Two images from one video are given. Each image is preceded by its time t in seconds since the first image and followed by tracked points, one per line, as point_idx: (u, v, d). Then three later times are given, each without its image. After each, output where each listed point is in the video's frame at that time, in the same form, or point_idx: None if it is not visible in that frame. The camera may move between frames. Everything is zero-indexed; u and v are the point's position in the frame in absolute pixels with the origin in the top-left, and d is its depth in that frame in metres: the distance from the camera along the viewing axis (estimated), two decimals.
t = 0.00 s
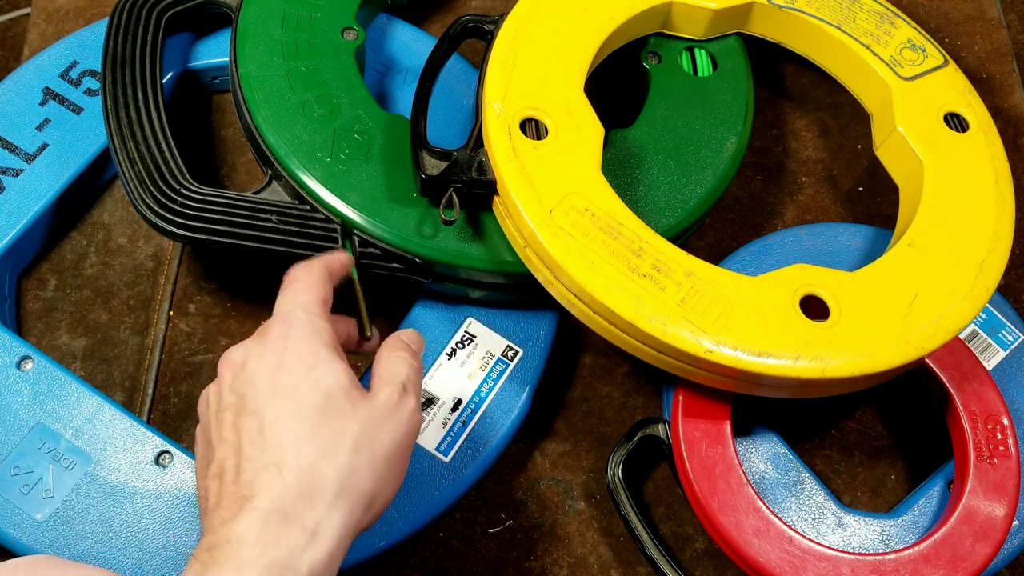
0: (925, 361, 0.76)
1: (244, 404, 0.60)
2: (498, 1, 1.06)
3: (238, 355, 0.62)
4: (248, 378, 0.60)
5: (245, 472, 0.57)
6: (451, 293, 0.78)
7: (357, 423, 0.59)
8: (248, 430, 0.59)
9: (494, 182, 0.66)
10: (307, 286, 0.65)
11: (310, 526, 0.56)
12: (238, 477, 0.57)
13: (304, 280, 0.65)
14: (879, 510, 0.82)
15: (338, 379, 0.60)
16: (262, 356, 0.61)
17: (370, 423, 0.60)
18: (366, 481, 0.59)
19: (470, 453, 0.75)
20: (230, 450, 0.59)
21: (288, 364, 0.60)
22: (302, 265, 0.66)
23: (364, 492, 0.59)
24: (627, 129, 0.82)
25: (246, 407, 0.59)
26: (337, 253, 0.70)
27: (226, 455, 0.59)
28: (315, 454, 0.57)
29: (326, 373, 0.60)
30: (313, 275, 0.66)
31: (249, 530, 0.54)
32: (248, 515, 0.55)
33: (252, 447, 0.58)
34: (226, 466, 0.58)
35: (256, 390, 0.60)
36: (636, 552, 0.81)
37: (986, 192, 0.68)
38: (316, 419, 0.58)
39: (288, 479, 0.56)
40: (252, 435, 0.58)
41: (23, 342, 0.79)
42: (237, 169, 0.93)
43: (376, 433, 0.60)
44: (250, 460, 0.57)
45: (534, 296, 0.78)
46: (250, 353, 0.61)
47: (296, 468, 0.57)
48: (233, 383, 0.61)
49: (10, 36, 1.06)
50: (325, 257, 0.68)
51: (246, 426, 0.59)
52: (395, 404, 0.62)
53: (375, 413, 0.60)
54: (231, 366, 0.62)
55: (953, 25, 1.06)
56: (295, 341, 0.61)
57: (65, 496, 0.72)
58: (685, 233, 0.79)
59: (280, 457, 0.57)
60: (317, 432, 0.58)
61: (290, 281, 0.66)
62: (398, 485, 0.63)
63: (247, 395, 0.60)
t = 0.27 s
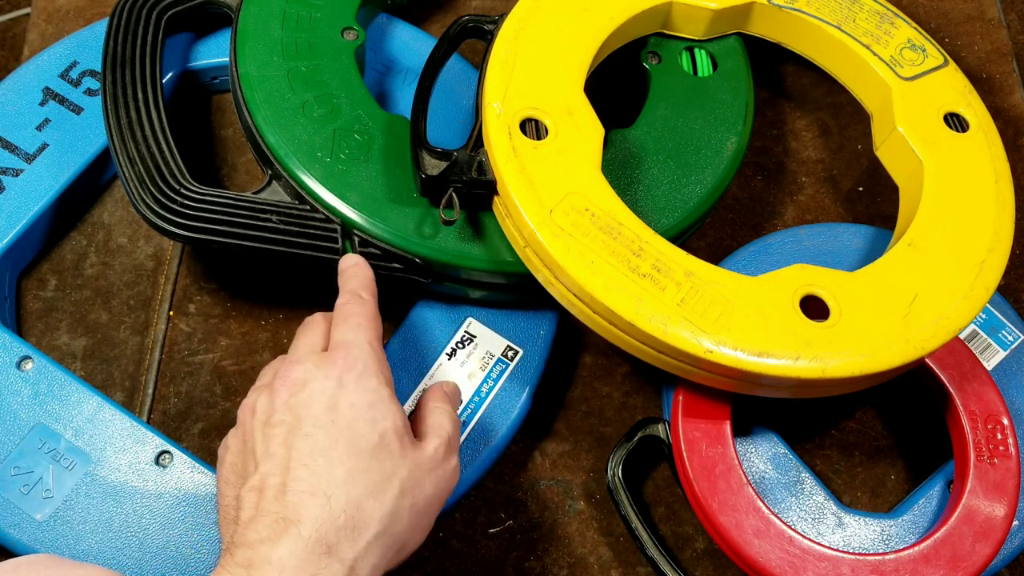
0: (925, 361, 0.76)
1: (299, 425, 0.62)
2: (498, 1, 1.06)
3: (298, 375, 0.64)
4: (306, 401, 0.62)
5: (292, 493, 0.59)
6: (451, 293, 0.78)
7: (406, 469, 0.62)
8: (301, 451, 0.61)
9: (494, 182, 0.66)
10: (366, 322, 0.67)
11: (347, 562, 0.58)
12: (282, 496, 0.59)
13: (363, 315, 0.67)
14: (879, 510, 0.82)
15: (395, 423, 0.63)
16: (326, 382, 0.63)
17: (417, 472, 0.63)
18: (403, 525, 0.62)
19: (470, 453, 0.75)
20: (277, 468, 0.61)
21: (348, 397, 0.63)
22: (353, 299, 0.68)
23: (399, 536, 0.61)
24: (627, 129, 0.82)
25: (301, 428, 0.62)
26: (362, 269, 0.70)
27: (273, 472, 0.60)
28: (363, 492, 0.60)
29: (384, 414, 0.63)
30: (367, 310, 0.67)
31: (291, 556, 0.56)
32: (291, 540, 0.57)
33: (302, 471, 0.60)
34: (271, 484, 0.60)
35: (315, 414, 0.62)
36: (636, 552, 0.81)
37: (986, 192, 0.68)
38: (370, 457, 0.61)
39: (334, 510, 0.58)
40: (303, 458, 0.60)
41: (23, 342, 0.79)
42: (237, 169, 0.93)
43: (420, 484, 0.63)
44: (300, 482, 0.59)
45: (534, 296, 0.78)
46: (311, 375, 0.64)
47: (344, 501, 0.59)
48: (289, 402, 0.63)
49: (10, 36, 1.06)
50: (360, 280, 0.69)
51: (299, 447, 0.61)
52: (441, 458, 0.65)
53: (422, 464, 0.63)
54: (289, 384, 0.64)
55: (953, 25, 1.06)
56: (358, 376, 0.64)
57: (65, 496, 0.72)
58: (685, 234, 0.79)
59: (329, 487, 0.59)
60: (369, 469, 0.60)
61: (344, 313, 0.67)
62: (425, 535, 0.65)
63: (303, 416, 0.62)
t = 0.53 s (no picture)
0: (925, 361, 0.76)
1: (295, 428, 0.62)
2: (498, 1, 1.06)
3: (297, 382, 0.64)
4: (304, 406, 0.63)
5: (283, 493, 0.59)
6: (451, 293, 0.78)
7: (400, 470, 0.62)
8: (295, 452, 0.61)
9: (494, 182, 0.66)
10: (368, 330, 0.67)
11: (336, 559, 0.58)
12: (273, 496, 0.59)
13: (362, 323, 0.67)
14: (879, 510, 0.82)
15: (391, 426, 0.63)
16: (325, 386, 0.63)
17: (412, 474, 0.63)
18: (395, 526, 0.61)
19: (469, 453, 0.75)
20: (272, 470, 0.61)
21: (347, 401, 0.63)
22: (354, 305, 0.68)
23: (391, 536, 0.61)
24: (627, 129, 0.82)
25: (296, 430, 0.62)
26: (363, 272, 0.70)
27: (267, 474, 0.60)
28: (355, 491, 0.60)
29: (381, 417, 0.63)
30: (367, 316, 0.67)
31: (278, 554, 0.56)
32: (278, 538, 0.56)
33: (295, 471, 0.60)
34: (264, 485, 0.60)
35: (310, 417, 0.62)
36: (636, 552, 0.81)
37: (986, 192, 0.68)
38: (364, 458, 0.61)
39: (325, 509, 0.58)
40: (296, 458, 0.60)
41: (23, 342, 0.79)
42: (237, 169, 0.93)
43: (414, 485, 0.63)
44: (292, 482, 0.59)
45: (534, 296, 0.78)
46: (311, 382, 0.64)
47: (335, 500, 0.59)
48: (287, 407, 0.63)
49: (10, 36, 1.06)
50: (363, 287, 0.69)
51: (293, 449, 0.61)
52: (438, 463, 0.65)
53: (418, 467, 0.63)
54: (288, 390, 0.64)
55: (953, 25, 1.06)
56: (358, 381, 0.64)
57: (65, 496, 0.72)
58: (685, 234, 0.79)
59: (321, 487, 0.59)
60: (362, 469, 0.60)
61: (343, 320, 0.67)
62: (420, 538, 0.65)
63: (300, 419, 0.62)
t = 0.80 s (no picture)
0: (925, 361, 0.76)
1: (296, 429, 0.62)
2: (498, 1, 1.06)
3: (296, 384, 0.64)
4: (304, 407, 0.62)
5: (284, 491, 0.59)
6: (451, 293, 0.78)
7: (399, 470, 0.62)
8: (295, 451, 0.61)
9: (494, 182, 0.66)
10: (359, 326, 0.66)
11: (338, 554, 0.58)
12: (275, 494, 0.59)
13: (357, 322, 0.66)
14: (879, 510, 0.82)
15: (389, 427, 0.63)
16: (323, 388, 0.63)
17: (410, 474, 0.63)
18: (395, 525, 0.61)
19: (469, 453, 0.75)
20: (272, 469, 0.61)
21: (345, 401, 0.62)
22: (348, 304, 0.67)
23: (391, 535, 0.61)
24: (627, 129, 0.82)
25: (297, 430, 0.62)
26: (354, 264, 0.68)
27: (267, 473, 0.61)
28: (355, 489, 0.60)
29: (380, 416, 0.63)
30: (362, 316, 0.67)
31: (281, 551, 0.56)
32: (281, 536, 0.57)
33: (295, 470, 0.60)
34: (266, 484, 0.60)
35: (311, 417, 0.62)
36: (636, 552, 0.81)
37: (986, 192, 0.68)
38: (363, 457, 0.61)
39: (326, 507, 0.58)
40: (297, 457, 0.60)
41: (23, 342, 0.79)
42: (237, 169, 0.93)
43: (413, 485, 0.63)
44: (293, 480, 0.59)
45: (534, 296, 0.78)
46: (309, 384, 0.63)
47: (336, 498, 0.59)
48: (287, 409, 0.63)
49: (10, 36, 1.06)
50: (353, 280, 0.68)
51: (293, 449, 0.61)
52: (435, 465, 0.65)
53: (416, 468, 0.63)
54: (286, 392, 0.64)
55: (953, 25, 1.06)
56: (356, 383, 0.63)
57: (65, 496, 0.72)
58: (685, 234, 0.79)
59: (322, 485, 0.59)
60: (362, 469, 0.60)
61: (338, 320, 0.66)
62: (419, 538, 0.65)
63: (300, 420, 0.62)
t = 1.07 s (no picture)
0: (925, 361, 0.76)
1: (299, 431, 0.62)
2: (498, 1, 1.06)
3: (301, 387, 0.64)
4: (307, 408, 0.63)
5: (285, 493, 0.59)
6: (451, 293, 0.78)
7: (401, 471, 0.62)
8: (297, 453, 0.61)
9: (494, 182, 0.66)
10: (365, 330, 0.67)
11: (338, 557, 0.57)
12: (276, 496, 0.59)
13: (361, 325, 0.67)
14: (879, 510, 0.82)
15: (392, 429, 0.63)
16: (326, 391, 0.63)
17: (412, 475, 0.63)
18: (396, 528, 0.61)
19: (469, 453, 0.75)
20: (274, 471, 0.61)
21: (348, 403, 0.63)
22: (352, 308, 0.67)
23: (392, 538, 0.61)
24: (627, 129, 0.82)
25: (299, 433, 0.62)
26: (357, 270, 0.69)
27: (268, 474, 0.61)
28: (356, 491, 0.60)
29: (382, 418, 0.63)
30: (366, 320, 0.67)
31: (281, 554, 0.56)
32: (281, 538, 0.57)
33: (297, 471, 0.60)
34: (268, 486, 0.60)
35: (314, 419, 0.62)
36: (636, 552, 0.81)
37: (986, 192, 0.68)
38: (364, 459, 0.61)
39: (326, 509, 0.58)
40: (299, 459, 0.61)
41: (23, 342, 0.79)
42: (237, 169, 0.93)
43: (415, 487, 0.62)
44: (294, 482, 0.59)
45: (534, 296, 0.78)
46: (313, 387, 0.64)
47: (337, 500, 0.59)
48: (290, 410, 0.64)
49: (10, 36, 1.06)
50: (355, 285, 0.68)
51: (296, 451, 0.61)
52: (438, 466, 0.65)
53: (418, 469, 0.63)
54: (290, 394, 0.64)
55: (953, 25, 1.06)
56: (360, 385, 0.64)
57: (65, 496, 0.72)
58: (685, 233, 0.79)
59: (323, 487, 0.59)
60: (363, 470, 0.60)
61: (342, 324, 0.67)
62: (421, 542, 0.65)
63: (303, 422, 0.62)
